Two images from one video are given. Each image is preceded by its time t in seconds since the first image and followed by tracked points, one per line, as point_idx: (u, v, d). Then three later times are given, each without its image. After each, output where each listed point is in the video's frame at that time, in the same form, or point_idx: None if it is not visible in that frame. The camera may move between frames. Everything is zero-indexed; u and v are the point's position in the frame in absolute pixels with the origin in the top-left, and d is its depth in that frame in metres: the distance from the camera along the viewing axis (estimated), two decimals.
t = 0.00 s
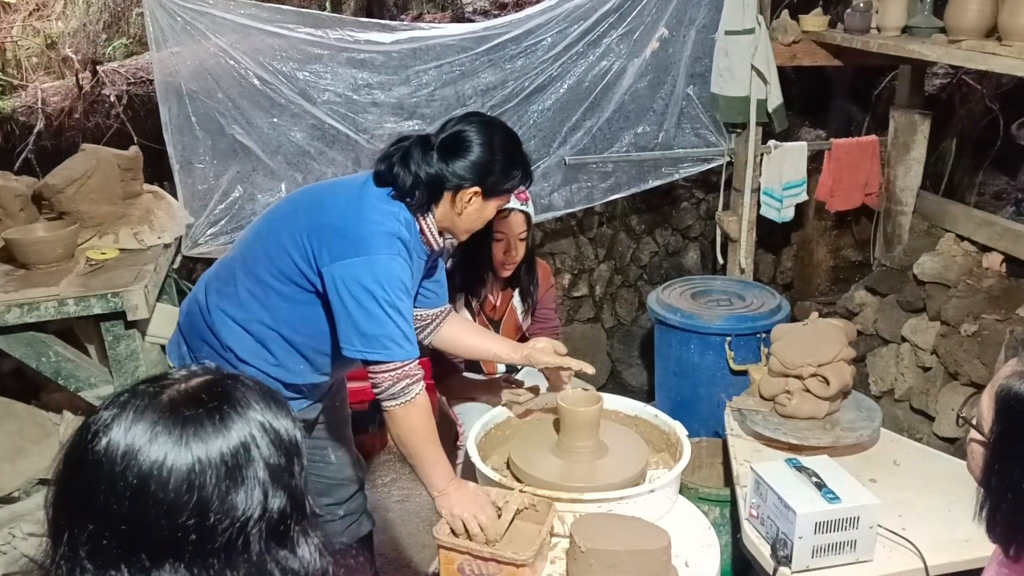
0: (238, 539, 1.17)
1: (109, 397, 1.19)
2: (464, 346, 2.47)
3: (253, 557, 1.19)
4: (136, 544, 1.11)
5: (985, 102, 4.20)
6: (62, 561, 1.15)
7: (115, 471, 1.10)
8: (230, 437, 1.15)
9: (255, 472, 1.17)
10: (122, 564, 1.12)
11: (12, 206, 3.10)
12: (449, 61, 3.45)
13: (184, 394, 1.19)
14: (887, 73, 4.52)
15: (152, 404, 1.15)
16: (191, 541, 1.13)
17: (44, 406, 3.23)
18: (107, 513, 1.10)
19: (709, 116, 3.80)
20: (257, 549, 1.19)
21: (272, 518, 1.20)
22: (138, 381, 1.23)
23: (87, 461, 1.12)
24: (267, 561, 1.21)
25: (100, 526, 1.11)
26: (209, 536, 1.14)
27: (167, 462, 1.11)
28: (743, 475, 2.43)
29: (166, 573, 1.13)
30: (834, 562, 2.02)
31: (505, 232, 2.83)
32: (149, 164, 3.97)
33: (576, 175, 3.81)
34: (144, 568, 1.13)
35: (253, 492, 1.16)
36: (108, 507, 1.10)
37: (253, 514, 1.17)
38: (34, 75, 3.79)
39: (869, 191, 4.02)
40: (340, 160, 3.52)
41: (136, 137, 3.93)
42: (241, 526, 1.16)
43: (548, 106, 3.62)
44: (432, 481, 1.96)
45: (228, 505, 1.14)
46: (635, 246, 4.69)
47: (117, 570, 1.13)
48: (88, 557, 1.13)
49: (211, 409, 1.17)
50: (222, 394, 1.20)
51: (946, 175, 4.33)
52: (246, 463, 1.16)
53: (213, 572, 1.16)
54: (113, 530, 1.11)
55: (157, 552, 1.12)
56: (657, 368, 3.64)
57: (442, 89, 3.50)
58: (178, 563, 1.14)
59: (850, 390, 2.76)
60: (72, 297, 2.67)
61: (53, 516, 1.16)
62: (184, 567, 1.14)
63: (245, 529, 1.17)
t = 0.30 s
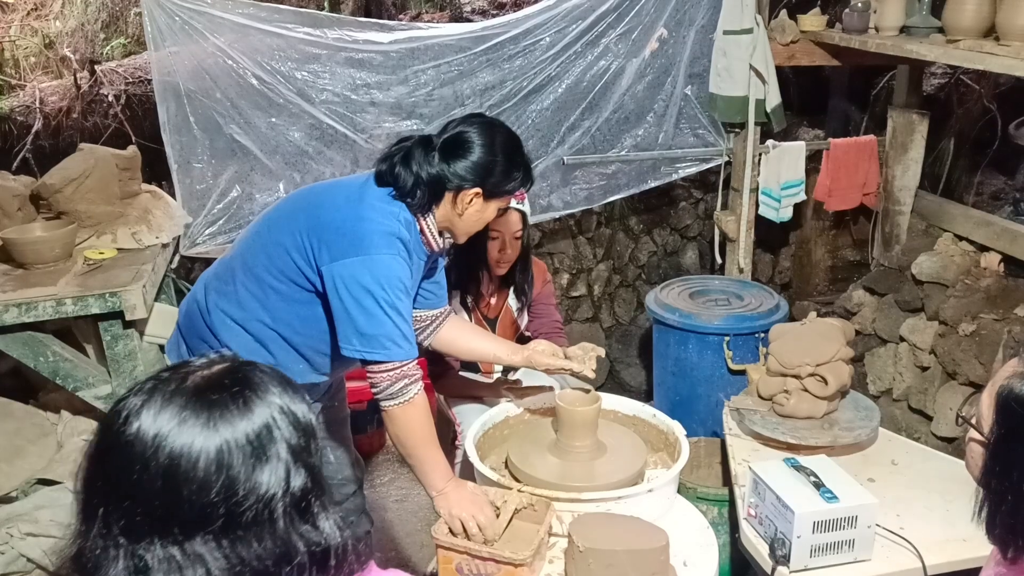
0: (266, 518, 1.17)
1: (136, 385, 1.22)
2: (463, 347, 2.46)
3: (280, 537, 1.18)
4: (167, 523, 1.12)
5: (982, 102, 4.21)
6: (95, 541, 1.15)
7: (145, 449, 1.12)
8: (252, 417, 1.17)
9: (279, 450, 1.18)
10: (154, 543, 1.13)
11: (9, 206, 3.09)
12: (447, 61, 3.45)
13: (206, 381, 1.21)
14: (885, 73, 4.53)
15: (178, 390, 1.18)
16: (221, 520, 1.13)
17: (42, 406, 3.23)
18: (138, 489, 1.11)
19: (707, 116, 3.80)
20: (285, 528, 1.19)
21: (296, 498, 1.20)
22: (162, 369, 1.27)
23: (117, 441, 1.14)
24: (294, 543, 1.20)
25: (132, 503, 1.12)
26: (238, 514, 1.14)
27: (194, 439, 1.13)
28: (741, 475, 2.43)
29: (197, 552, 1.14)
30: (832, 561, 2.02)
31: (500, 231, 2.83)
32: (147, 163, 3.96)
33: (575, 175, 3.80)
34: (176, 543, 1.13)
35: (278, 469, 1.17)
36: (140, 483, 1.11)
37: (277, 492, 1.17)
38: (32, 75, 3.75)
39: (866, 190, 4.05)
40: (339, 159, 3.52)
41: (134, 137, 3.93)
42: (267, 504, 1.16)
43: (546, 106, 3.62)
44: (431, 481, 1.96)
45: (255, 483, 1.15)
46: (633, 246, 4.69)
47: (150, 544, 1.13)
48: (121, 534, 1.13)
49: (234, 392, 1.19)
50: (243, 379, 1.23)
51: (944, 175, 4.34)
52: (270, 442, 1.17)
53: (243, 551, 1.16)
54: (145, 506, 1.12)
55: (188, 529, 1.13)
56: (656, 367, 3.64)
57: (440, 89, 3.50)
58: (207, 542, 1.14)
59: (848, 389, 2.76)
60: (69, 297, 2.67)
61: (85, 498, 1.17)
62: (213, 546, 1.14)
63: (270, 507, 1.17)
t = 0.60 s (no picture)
0: (308, 501, 1.17)
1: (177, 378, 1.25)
2: (462, 348, 2.46)
3: (320, 518, 1.18)
4: (214, 502, 1.12)
5: (981, 101, 4.22)
6: (142, 523, 1.15)
7: (189, 431, 1.14)
8: (291, 402, 1.19)
9: (319, 434, 1.19)
10: (201, 523, 1.13)
11: (8, 205, 3.08)
12: (446, 61, 3.46)
13: (244, 369, 1.24)
14: (884, 73, 4.54)
15: (218, 379, 1.21)
16: (265, 500, 1.14)
17: (41, 406, 3.23)
18: (184, 469, 1.12)
19: (706, 116, 3.80)
20: (325, 511, 1.19)
21: (334, 482, 1.20)
22: (198, 362, 1.30)
23: (162, 425, 1.16)
24: (334, 525, 1.19)
25: (178, 482, 1.12)
26: (280, 496, 1.15)
27: (237, 419, 1.15)
28: (740, 474, 2.43)
29: (243, 531, 1.13)
30: (831, 560, 2.02)
31: (499, 231, 2.83)
32: (146, 163, 3.96)
33: (574, 175, 3.80)
34: (221, 521, 1.13)
35: (319, 451, 1.18)
36: (186, 462, 1.12)
37: (317, 473, 1.18)
38: (31, 75, 3.75)
39: (865, 190, 4.05)
40: (338, 159, 3.52)
41: (133, 136, 3.93)
42: (308, 487, 1.17)
43: (545, 106, 3.62)
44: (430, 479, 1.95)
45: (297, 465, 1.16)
46: (632, 245, 4.70)
47: (196, 523, 1.13)
48: (167, 514, 1.13)
49: (272, 377, 1.22)
50: (280, 368, 1.25)
51: (942, 175, 4.35)
52: (310, 425, 1.19)
53: (287, 532, 1.15)
54: (192, 486, 1.12)
55: (235, 509, 1.13)
56: (655, 367, 3.64)
57: (440, 89, 3.50)
58: (253, 523, 1.14)
59: (846, 389, 2.76)
60: (68, 296, 2.67)
61: (130, 482, 1.18)
62: (258, 526, 1.14)
63: (310, 486, 1.17)
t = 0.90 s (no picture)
0: (353, 494, 1.25)
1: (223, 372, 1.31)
2: (460, 350, 2.46)
3: (364, 510, 1.26)
4: (265, 495, 1.20)
5: (978, 101, 4.23)
6: (194, 515, 1.22)
7: (240, 426, 1.20)
8: (336, 398, 1.26)
9: (362, 430, 1.27)
10: (252, 515, 1.20)
11: (5, 206, 3.07)
12: (443, 61, 3.46)
13: (288, 366, 1.30)
14: (881, 72, 4.55)
15: (265, 374, 1.26)
16: (314, 493, 1.21)
17: (38, 407, 3.23)
18: (237, 463, 1.19)
19: (703, 116, 3.81)
20: (369, 503, 1.27)
21: (376, 477, 1.28)
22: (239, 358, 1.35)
23: (212, 420, 1.22)
24: (378, 518, 1.27)
25: (232, 475, 1.19)
26: (328, 489, 1.22)
27: (286, 417, 1.21)
28: (737, 474, 2.43)
29: (293, 523, 1.21)
30: (828, 560, 2.02)
31: (497, 232, 2.83)
32: (143, 163, 3.96)
33: (572, 175, 3.80)
34: (272, 513, 1.20)
35: (363, 447, 1.26)
36: (238, 456, 1.19)
37: (361, 468, 1.25)
38: (29, 75, 3.76)
39: (862, 190, 4.05)
40: (336, 160, 3.52)
41: (130, 137, 3.92)
42: (353, 481, 1.24)
43: (543, 106, 3.62)
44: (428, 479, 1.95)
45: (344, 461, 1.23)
46: (630, 245, 4.70)
47: (247, 515, 1.20)
48: (218, 507, 1.21)
49: (317, 374, 1.28)
50: (321, 365, 1.31)
51: (940, 174, 4.36)
52: (353, 421, 1.26)
53: (334, 524, 1.23)
54: (244, 479, 1.19)
55: (285, 502, 1.20)
56: (652, 367, 3.64)
57: (437, 89, 3.50)
58: (302, 516, 1.21)
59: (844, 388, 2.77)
60: (66, 297, 2.67)
61: (182, 476, 1.25)
62: (307, 518, 1.22)
63: (355, 481, 1.25)
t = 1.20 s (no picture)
0: (370, 497, 1.28)
1: (241, 371, 1.31)
2: (458, 351, 2.47)
3: (379, 512, 1.29)
4: (284, 498, 1.22)
5: (974, 100, 4.25)
6: (212, 516, 1.24)
7: (261, 429, 1.21)
8: (355, 402, 1.27)
9: (379, 433, 1.29)
10: (270, 518, 1.23)
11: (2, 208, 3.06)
12: (441, 62, 3.46)
13: (306, 367, 1.30)
14: (878, 72, 4.56)
15: (284, 376, 1.27)
16: (332, 498, 1.24)
17: (35, 408, 3.23)
18: (258, 466, 1.21)
19: (700, 116, 3.81)
20: (384, 505, 1.30)
21: (392, 479, 1.31)
22: (255, 360, 1.35)
23: (231, 421, 1.23)
24: (392, 522, 1.31)
25: (252, 478, 1.21)
26: (347, 492, 1.25)
27: (306, 421, 1.22)
28: (734, 473, 2.44)
29: (311, 525, 1.24)
30: (825, 559, 2.03)
31: (494, 234, 2.84)
32: (140, 165, 3.96)
33: (569, 176, 3.81)
34: (291, 516, 1.23)
35: (380, 452, 1.28)
36: (259, 459, 1.20)
37: (378, 471, 1.28)
38: (25, 77, 3.76)
39: (859, 190, 4.06)
40: (332, 161, 3.52)
41: (127, 138, 3.92)
42: (371, 484, 1.27)
43: (540, 106, 3.62)
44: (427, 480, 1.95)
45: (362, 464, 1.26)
46: (627, 245, 4.70)
47: (266, 517, 1.23)
48: (236, 510, 1.23)
49: (336, 376, 1.29)
50: (338, 368, 1.32)
51: (936, 174, 4.37)
52: (371, 425, 1.28)
53: (351, 526, 1.27)
54: (264, 482, 1.21)
55: (304, 505, 1.23)
56: (649, 367, 3.65)
57: (434, 90, 3.50)
58: (320, 518, 1.24)
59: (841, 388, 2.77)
60: (63, 299, 2.66)
61: (199, 476, 1.26)
62: (326, 520, 1.25)
63: (373, 485, 1.28)
